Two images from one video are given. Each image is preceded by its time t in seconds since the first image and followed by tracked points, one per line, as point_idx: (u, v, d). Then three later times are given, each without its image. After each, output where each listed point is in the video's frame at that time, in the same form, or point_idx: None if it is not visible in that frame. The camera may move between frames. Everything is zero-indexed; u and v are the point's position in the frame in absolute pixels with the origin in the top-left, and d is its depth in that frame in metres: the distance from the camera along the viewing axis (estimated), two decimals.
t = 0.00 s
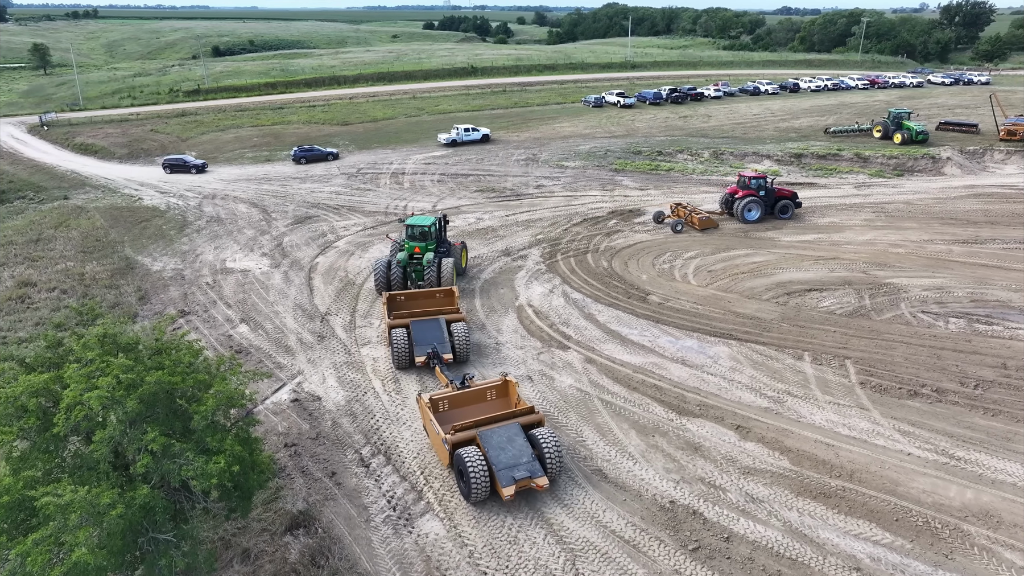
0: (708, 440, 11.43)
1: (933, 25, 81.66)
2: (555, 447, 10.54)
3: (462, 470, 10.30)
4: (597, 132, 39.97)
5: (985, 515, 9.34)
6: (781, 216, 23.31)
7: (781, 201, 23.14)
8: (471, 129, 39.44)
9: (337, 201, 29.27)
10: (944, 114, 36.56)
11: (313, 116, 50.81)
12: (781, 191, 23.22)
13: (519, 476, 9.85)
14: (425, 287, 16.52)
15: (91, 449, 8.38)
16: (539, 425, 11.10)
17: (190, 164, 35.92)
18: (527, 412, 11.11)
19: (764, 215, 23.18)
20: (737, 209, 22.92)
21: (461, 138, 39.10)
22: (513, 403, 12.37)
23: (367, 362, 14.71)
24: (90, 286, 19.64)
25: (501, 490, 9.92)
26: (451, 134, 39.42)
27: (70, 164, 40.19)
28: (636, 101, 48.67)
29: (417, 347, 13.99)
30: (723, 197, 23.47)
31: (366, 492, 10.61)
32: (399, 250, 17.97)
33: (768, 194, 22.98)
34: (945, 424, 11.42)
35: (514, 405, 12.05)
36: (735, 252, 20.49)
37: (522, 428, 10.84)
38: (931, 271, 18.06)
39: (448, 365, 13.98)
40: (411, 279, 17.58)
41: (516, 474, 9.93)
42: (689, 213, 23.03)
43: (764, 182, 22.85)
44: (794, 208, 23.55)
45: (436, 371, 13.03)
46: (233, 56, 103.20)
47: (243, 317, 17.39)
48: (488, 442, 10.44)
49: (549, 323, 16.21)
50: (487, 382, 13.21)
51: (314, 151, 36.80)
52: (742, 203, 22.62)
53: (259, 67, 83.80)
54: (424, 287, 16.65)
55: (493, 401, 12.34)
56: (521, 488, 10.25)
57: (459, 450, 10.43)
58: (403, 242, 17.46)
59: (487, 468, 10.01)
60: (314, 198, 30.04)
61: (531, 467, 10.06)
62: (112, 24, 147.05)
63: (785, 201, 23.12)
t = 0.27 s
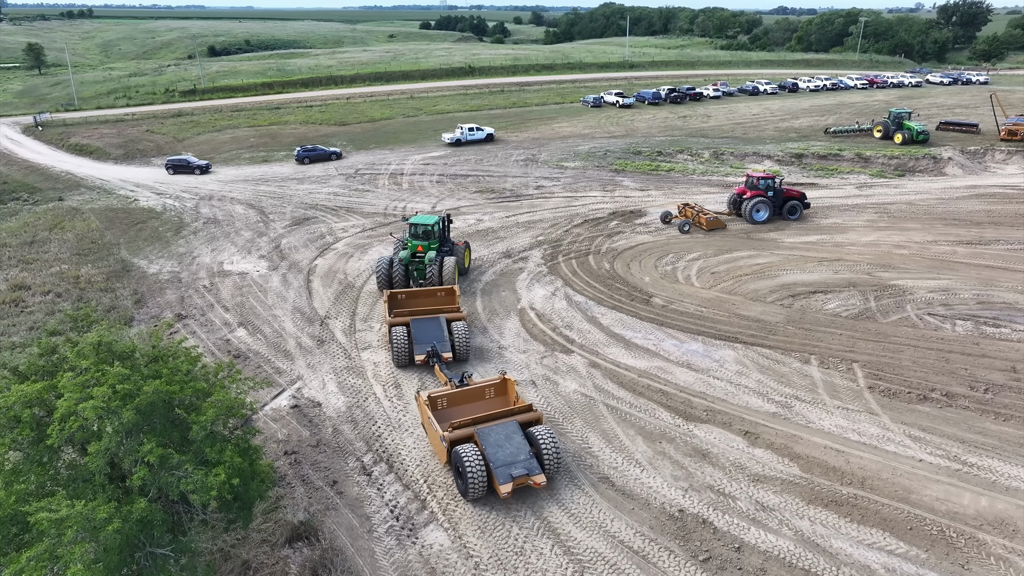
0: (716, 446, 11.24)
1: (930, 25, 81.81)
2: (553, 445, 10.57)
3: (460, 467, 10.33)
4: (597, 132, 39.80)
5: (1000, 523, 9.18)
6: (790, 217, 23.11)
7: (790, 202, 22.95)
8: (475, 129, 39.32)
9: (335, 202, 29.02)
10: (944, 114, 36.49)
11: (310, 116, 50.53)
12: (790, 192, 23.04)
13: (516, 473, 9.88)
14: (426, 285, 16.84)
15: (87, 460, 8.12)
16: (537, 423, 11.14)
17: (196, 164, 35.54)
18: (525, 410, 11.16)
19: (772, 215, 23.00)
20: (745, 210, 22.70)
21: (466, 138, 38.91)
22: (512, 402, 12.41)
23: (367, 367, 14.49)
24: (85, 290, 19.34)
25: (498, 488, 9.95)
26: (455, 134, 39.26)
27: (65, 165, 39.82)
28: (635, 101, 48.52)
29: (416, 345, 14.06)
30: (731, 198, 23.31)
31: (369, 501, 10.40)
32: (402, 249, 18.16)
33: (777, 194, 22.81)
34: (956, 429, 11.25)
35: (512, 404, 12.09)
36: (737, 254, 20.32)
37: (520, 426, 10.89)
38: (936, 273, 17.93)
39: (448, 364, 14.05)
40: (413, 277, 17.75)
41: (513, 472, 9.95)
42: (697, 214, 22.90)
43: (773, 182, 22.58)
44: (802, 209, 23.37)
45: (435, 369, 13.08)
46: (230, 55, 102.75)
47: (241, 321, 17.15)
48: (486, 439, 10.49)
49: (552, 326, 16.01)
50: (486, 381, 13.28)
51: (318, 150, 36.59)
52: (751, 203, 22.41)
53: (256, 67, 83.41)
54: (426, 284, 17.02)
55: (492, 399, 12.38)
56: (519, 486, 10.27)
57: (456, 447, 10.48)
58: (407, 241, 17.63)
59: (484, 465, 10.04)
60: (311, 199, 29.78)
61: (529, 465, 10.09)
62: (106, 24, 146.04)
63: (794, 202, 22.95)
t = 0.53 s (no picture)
0: (725, 453, 11.06)
1: (929, 25, 81.83)
2: (551, 444, 10.59)
3: (458, 465, 10.37)
4: (596, 133, 39.63)
5: (1017, 532, 8.99)
6: (799, 218, 22.82)
7: (799, 203, 22.70)
8: (479, 128, 39.13)
9: (334, 203, 28.76)
10: (945, 114, 36.38)
11: (308, 116, 50.25)
12: (799, 193, 22.81)
13: (514, 472, 9.90)
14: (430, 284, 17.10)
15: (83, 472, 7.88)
16: (536, 422, 11.16)
17: (197, 165, 35.19)
18: (524, 409, 11.20)
19: (781, 215, 22.80)
20: (754, 210, 22.50)
21: (471, 138, 38.76)
22: (511, 400, 12.42)
23: (368, 372, 14.28)
24: (81, 293, 19.07)
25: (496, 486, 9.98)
26: (459, 133, 39.10)
27: (60, 166, 39.48)
28: (635, 101, 48.36)
29: (416, 343, 14.18)
30: (740, 198, 23.12)
31: (372, 511, 10.18)
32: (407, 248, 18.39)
33: (786, 195, 22.60)
34: (968, 435, 11.08)
35: (511, 402, 12.11)
36: (741, 255, 20.14)
37: (518, 425, 10.92)
38: (942, 275, 17.77)
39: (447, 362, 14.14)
40: (415, 276, 17.66)
41: (511, 470, 9.98)
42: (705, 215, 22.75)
43: (782, 183, 22.56)
44: (811, 210, 23.14)
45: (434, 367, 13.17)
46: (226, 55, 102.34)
47: (240, 325, 16.91)
48: (484, 438, 10.52)
49: (556, 330, 15.81)
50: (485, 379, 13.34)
51: (321, 150, 36.42)
52: (760, 203, 22.21)
53: (253, 67, 83.05)
54: (429, 283, 17.30)
55: (491, 398, 12.39)
56: (517, 484, 10.30)
57: (455, 445, 10.52)
58: (411, 240, 17.90)
59: (482, 464, 10.08)
60: (310, 200, 29.53)
61: (527, 463, 10.12)
62: (101, 24, 144.99)
63: (803, 203, 22.70)
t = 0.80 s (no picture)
0: (733, 460, 10.86)
1: (927, 24, 81.86)
2: (549, 442, 10.63)
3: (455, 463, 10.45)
4: (596, 133, 39.43)
5: None
6: (808, 220, 22.54)
7: (808, 205, 22.43)
8: (484, 127, 38.96)
9: (332, 204, 28.50)
10: (946, 114, 36.25)
11: (306, 117, 49.95)
12: (809, 194, 22.54)
13: (511, 469, 9.96)
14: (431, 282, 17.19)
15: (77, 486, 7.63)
16: (534, 420, 11.21)
17: (202, 165, 34.83)
18: (522, 407, 11.26)
19: (790, 217, 22.57)
20: (762, 210, 22.29)
21: (475, 137, 38.57)
22: (509, 398, 12.48)
23: (369, 378, 14.03)
24: (76, 297, 18.79)
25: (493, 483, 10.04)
26: (463, 133, 38.90)
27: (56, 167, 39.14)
28: (634, 101, 48.18)
29: (416, 342, 14.23)
30: (749, 198, 22.94)
31: (374, 521, 9.96)
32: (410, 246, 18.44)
33: (795, 196, 22.36)
34: (981, 441, 10.89)
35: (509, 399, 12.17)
36: (744, 257, 19.96)
37: (516, 423, 10.98)
38: (948, 276, 17.61)
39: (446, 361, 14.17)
40: (418, 274, 17.76)
41: (508, 468, 10.03)
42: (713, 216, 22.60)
43: (790, 184, 22.33)
44: (821, 212, 22.85)
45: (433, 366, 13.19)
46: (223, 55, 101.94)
47: (238, 329, 16.67)
48: (482, 435, 10.59)
49: (559, 333, 15.60)
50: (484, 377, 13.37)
51: (325, 150, 36.28)
52: (769, 204, 22.02)
53: (250, 67, 82.68)
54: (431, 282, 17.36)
55: (489, 396, 12.45)
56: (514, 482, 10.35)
57: (452, 443, 10.60)
58: (415, 239, 17.95)
59: (480, 461, 10.16)
60: (308, 201, 29.27)
61: (524, 461, 10.17)
62: (97, 23, 144.26)
63: (813, 205, 22.40)
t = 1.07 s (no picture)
0: (741, 468, 10.67)
1: (924, 24, 81.92)
2: (545, 440, 10.68)
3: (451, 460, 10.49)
4: (594, 133, 39.24)
5: None
6: (816, 220, 22.35)
7: (816, 205, 22.24)
8: (488, 127, 38.70)
9: (329, 206, 28.23)
10: (945, 114, 36.15)
11: (303, 117, 49.62)
12: (817, 195, 22.34)
13: (508, 466, 10.00)
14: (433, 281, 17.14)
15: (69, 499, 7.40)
16: (530, 417, 11.25)
17: (207, 165, 34.37)
18: (519, 404, 11.29)
19: (798, 217, 22.47)
20: (771, 211, 22.15)
21: (476, 137, 38.27)
22: (507, 395, 12.51)
23: (369, 383, 13.79)
24: (70, 301, 18.51)
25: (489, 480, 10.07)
26: (465, 133, 38.68)
27: (50, 168, 38.77)
28: (632, 101, 48.00)
29: (415, 340, 14.29)
30: (756, 198, 22.82)
31: (375, 532, 9.74)
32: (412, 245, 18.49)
33: (803, 197, 22.19)
34: (991, 446, 10.72)
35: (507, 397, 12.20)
36: (747, 258, 19.78)
37: (513, 420, 11.03)
38: (952, 278, 17.46)
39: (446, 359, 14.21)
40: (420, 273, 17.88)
41: (505, 465, 10.07)
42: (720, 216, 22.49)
43: (799, 184, 22.13)
44: (829, 212, 22.63)
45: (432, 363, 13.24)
46: (219, 55, 101.43)
47: (235, 333, 16.43)
48: (478, 432, 10.63)
49: (561, 337, 15.39)
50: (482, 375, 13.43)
51: (330, 149, 36.10)
52: (776, 206, 21.89)
53: (246, 67, 82.22)
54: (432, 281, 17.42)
55: (487, 393, 12.50)
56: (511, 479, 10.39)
57: (449, 440, 10.63)
58: (417, 238, 18.00)
59: (476, 458, 10.19)
60: (305, 203, 28.99)
61: (520, 458, 10.21)
62: (92, 23, 143.04)
63: (821, 205, 22.18)
